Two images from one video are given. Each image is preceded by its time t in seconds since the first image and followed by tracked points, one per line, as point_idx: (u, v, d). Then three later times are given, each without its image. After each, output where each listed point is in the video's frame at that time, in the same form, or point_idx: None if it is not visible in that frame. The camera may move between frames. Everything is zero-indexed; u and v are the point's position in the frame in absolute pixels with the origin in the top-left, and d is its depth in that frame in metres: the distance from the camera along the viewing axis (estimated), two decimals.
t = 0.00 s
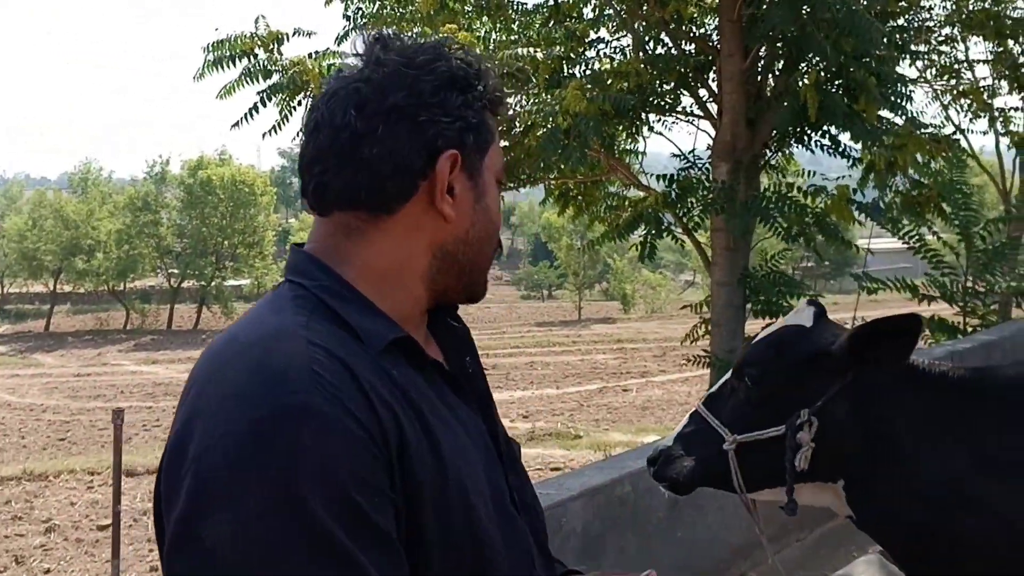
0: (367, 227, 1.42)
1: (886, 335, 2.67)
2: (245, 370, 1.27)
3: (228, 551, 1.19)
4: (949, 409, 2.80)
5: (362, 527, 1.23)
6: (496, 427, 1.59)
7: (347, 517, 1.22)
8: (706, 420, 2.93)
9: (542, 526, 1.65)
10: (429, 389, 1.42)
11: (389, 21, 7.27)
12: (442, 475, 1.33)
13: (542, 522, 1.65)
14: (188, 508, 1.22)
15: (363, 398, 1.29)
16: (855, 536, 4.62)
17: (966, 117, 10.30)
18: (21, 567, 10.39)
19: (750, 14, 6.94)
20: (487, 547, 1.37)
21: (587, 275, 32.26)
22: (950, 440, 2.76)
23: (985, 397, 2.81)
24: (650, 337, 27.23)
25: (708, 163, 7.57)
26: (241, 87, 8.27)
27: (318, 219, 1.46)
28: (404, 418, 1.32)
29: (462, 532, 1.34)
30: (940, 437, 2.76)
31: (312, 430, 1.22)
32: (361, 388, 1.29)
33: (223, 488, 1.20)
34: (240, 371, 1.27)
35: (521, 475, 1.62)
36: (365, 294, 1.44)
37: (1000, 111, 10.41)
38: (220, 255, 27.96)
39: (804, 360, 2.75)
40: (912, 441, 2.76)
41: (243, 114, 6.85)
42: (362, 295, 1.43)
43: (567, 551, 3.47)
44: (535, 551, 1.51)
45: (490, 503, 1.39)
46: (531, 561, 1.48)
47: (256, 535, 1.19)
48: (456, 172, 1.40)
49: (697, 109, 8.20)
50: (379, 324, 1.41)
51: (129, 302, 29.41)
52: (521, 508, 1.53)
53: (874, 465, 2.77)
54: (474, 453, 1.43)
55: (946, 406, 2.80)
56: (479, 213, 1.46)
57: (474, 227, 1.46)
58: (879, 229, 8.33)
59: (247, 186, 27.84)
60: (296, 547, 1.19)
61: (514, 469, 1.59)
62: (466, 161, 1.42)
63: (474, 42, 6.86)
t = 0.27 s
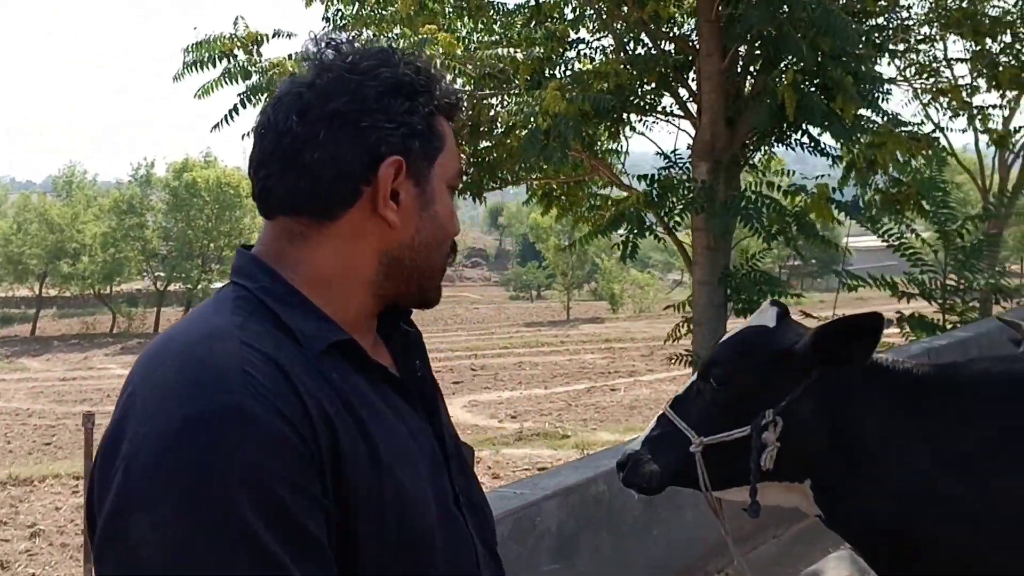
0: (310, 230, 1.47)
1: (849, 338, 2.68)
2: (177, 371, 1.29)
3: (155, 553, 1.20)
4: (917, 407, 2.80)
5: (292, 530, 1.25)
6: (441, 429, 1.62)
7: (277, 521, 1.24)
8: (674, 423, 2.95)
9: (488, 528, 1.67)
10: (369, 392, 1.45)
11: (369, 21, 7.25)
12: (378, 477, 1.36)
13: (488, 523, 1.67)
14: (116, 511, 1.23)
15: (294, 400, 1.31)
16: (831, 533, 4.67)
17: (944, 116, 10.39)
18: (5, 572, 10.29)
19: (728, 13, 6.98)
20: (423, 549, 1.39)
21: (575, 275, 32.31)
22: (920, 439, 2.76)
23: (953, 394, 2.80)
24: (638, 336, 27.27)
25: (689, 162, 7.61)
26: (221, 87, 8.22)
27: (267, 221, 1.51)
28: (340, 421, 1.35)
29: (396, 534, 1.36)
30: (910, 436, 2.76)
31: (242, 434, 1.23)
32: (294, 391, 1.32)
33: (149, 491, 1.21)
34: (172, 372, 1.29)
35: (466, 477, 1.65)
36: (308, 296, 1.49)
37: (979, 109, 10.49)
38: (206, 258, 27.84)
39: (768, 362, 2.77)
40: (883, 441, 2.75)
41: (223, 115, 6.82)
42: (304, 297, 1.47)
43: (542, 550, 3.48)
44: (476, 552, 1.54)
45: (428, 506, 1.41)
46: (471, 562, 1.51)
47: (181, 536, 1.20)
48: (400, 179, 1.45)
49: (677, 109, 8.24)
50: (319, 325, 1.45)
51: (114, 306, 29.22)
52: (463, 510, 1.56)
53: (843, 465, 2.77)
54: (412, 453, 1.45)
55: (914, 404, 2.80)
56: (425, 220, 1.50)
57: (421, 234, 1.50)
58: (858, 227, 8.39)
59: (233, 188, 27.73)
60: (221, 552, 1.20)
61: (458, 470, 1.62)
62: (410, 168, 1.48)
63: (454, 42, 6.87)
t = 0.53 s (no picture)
0: (233, 221, 1.60)
1: (801, 345, 2.69)
2: (129, 360, 1.33)
3: (102, 535, 1.22)
4: (877, 398, 2.85)
5: (241, 513, 1.28)
6: (396, 421, 1.66)
7: (226, 504, 1.27)
8: (643, 417, 3.01)
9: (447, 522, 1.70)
10: (319, 380, 1.50)
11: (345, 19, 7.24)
12: (328, 464, 1.40)
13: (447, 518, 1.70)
14: (67, 493, 1.26)
15: (241, 386, 1.35)
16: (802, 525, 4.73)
17: (917, 114, 10.53)
18: None
19: (701, 13, 7.05)
20: (373, 535, 1.42)
21: (556, 274, 32.36)
22: (881, 429, 2.79)
23: (911, 386, 2.86)
24: (619, 334, 27.39)
25: (664, 161, 7.69)
26: (198, 86, 8.18)
27: (216, 216, 1.64)
28: (289, 408, 1.39)
29: (347, 520, 1.40)
30: (871, 427, 2.80)
31: (188, 419, 1.28)
32: (243, 378, 1.36)
33: (99, 474, 1.25)
34: (124, 360, 1.33)
35: (424, 469, 1.68)
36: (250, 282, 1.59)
37: (950, 107, 10.64)
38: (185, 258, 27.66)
39: (729, 359, 2.83)
40: (845, 431, 2.80)
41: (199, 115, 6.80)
42: (245, 287, 1.55)
43: (515, 544, 3.52)
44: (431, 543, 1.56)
45: (377, 492, 1.45)
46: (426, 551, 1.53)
47: (128, 519, 1.22)
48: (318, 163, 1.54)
49: (653, 107, 8.30)
50: (267, 316, 1.51)
51: (92, 307, 28.97)
52: (420, 501, 1.58)
53: (806, 454, 2.81)
54: (363, 440, 1.50)
55: (875, 396, 2.85)
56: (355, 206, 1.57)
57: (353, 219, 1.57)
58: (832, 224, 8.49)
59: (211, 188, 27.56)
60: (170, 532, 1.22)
61: (415, 463, 1.65)
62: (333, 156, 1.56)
63: (430, 41, 6.89)
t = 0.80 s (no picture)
0: (200, 213, 1.63)
1: (775, 330, 2.75)
2: (96, 343, 1.37)
3: (69, 512, 1.27)
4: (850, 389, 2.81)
5: (203, 493, 1.31)
6: (368, 406, 1.68)
7: (188, 484, 1.30)
8: (623, 401, 3.02)
9: (420, 507, 1.72)
10: (288, 365, 1.52)
11: (326, 16, 7.27)
12: (292, 447, 1.43)
13: (421, 503, 1.73)
14: (38, 471, 1.31)
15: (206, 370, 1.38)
16: (781, 516, 4.77)
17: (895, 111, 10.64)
18: None
19: (680, 10, 7.10)
20: (336, 517, 1.45)
21: (540, 272, 32.44)
22: (853, 421, 2.75)
23: (885, 377, 2.82)
24: (603, 332, 27.48)
25: (645, 158, 7.75)
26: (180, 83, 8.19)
27: (190, 207, 1.66)
28: (253, 392, 1.42)
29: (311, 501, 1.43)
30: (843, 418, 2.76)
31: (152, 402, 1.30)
32: (206, 362, 1.40)
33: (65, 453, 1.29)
34: (91, 343, 1.37)
35: (400, 454, 1.71)
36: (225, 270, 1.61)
37: (928, 105, 10.76)
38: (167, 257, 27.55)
39: (704, 347, 2.85)
40: (816, 423, 2.77)
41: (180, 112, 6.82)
42: (218, 270, 1.57)
43: (497, 535, 3.56)
44: (400, 527, 1.59)
45: (344, 476, 1.48)
46: (392, 536, 1.56)
47: (94, 499, 1.26)
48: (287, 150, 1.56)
49: (634, 104, 8.35)
50: (239, 301, 1.53)
51: (74, 307, 28.81)
52: (390, 486, 1.61)
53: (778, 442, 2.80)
54: (331, 424, 1.52)
55: (847, 387, 2.81)
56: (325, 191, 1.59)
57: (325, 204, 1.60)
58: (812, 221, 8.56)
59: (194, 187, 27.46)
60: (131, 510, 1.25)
61: (389, 448, 1.67)
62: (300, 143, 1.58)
63: (411, 38, 6.93)
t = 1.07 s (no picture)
0: (200, 200, 1.58)
1: (736, 319, 2.72)
2: (54, 328, 1.37)
3: (31, 494, 1.29)
4: (821, 377, 2.85)
5: (162, 477, 1.33)
6: (338, 390, 1.69)
7: (145, 470, 1.31)
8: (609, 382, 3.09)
9: (389, 491, 1.74)
10: (251, 349, 1.54)
11: (305, 10, 7.24)
12: (251, 432, 1.45)
13: (390, 486, 1.75)
14: None
15: (165, 355, 1.39)
16: (755, 505, 4.84)
17: (871, 108, 10.76)
18: None
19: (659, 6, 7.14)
20: (294, 501, 1.48)
21: (521, 268, 32.49)
22: (826, 406, 2.80)
23: (854, 365, 2.85)
24: (583, 327, 27.60)
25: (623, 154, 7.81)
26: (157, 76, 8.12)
27: (166, 192, 1.63)
28: (212, 378, 1.44)
29: (268, 485, 1.45)
30: (815, 403, 2.81)
31: (110, 387, 1.31)
32: (163, 348, 1.40)
33: (25, 437, 1.30)
34: (51, 328, 1.38)
35: (371, 436, 1.72)
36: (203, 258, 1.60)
37: (902, 102, 10.89)
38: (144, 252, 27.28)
39: (674, 332, 2.87)
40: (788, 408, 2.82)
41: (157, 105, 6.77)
42: (189, 259, 1.57)
43: (473, 524, 3.60)
44: (363, 509, 1.61)
45: (303, 459, 1.50)
46: (353, 520, 1.59)
47: (53, 483, 1.28)
48: (269, 136, 1.54)
49: (612, 99, 8.40)
50: (207, 288, 1.54)
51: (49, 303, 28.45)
52: (357, 469, 1.63)
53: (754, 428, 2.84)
54: (294, 407, 1.54)
55: (818, 374, 2.85)
56: (307, 177, 1.58)
57: (305, 190, 1.59)
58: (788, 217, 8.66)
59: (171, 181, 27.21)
60: (84, 494, 1.27)
61: (358, 431, 1.69)
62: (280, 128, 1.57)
63: (390, 32, 6.92)
